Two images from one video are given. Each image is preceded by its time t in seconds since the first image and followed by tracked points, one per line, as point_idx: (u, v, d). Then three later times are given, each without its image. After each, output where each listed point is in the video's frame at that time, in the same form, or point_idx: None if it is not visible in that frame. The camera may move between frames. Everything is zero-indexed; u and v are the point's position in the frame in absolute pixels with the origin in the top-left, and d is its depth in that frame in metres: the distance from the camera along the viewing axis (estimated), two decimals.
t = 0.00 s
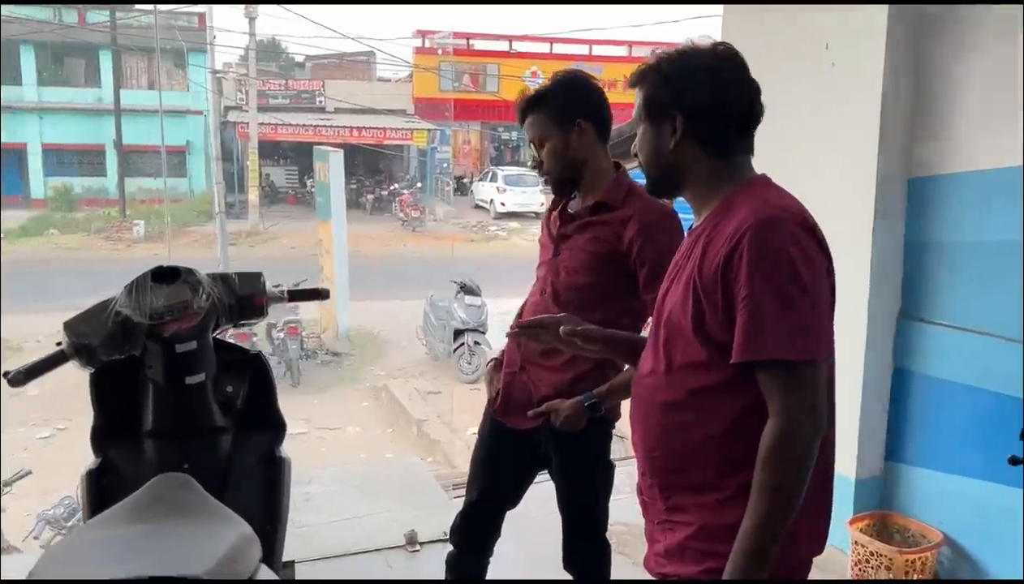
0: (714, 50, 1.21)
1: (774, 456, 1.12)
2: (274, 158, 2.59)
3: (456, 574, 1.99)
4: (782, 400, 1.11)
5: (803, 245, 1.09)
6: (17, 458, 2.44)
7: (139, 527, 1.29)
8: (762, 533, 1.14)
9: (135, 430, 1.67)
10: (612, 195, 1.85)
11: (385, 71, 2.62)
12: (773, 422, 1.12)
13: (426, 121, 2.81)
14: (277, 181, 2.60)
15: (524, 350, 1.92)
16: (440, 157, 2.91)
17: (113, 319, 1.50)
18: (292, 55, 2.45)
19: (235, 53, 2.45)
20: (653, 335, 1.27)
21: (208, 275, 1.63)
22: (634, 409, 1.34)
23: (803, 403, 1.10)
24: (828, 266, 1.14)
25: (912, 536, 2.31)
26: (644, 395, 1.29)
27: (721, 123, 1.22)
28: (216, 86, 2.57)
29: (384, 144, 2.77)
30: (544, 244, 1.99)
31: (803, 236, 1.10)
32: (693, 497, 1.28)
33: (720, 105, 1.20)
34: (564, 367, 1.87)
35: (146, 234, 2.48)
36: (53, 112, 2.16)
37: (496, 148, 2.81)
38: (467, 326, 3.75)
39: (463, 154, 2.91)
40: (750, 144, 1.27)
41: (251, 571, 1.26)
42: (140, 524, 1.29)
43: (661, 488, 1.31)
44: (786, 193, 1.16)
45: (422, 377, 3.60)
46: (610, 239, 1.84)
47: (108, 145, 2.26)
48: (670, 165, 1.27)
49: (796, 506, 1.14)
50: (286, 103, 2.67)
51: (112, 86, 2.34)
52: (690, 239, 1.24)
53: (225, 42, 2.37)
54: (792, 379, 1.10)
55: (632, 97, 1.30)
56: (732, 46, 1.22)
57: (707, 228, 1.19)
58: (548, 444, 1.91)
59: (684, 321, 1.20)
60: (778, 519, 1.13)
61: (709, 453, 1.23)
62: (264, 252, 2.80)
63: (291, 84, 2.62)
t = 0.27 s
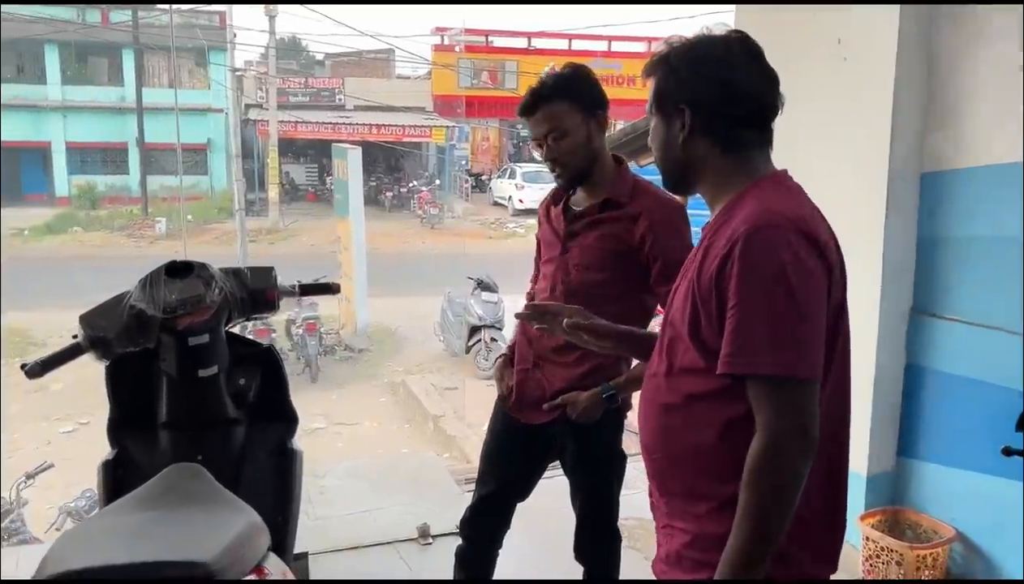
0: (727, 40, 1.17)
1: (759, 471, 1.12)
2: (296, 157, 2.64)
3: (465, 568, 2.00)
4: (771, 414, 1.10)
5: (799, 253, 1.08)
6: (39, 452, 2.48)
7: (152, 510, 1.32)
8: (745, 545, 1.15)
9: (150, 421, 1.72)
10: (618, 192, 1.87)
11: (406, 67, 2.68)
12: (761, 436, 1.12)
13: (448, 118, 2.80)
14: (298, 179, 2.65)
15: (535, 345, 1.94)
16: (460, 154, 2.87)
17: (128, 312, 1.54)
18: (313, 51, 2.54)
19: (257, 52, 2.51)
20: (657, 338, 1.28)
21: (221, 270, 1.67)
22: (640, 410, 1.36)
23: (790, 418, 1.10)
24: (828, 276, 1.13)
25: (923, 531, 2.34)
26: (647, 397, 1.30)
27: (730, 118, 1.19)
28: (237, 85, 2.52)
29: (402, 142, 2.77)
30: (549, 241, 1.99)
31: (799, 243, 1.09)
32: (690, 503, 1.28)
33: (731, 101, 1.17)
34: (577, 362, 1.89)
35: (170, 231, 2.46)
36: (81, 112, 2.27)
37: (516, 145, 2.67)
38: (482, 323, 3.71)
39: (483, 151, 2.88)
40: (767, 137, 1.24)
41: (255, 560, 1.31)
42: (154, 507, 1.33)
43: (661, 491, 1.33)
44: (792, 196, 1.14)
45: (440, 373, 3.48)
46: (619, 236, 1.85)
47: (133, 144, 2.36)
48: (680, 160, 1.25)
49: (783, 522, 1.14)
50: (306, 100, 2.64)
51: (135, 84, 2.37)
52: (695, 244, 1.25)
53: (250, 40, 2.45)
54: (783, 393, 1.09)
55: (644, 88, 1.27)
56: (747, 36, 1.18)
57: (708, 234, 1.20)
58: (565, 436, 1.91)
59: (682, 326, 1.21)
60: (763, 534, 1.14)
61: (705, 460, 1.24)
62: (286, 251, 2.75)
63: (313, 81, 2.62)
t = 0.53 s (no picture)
0: (761, 36, 1.16)
1: (748, 483, 1.11)
2: (308, 154, 2.65)
3: (473, 562, 2.01)
4: (763, 427, 1.09)
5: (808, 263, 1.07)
6: (54, 447, 2.53)
7: (159, 504, 1.34)
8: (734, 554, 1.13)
9: (159, 417, 1.72)
10: (624, 189, 1.88)
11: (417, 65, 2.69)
12: (752, 447, 1.11)
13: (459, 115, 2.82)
14: (310, 176, 2.67)
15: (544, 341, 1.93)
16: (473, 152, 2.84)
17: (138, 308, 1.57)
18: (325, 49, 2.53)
19: (269, 50, 2.49)
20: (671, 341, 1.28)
21: (228, 266, 1.70)
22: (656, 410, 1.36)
23: (783, 431, 1.08)
24: (838, 291, 1.10)
25: (931, 527, 2.35)
26: (657, 400, 1.30)
27: (760, 116, 1.17)
28: (248, 83, 2.55)
29: (414, 139, 2.80)
30: (554, 237, 1.99)
31: (806, 256, 1.07)
32: (695, 508, 1.29)
33: (761, 98, 1.16)
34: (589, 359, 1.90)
35: (181, 228, 2.49)
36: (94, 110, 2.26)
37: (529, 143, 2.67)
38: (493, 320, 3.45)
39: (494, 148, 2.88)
40: (796, 138, 1.21)
41: (261, 553, 1.32)
42: (161, 500, 1.35)
43: (671, 493, 1.33)
44: (808, 207, 1.13)
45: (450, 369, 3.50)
46: (627, 233, 1.87)
47: (143, 139, 2.37)
48: (705, 157, 1.23)
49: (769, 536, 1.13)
50: (317, 98, 2.68)
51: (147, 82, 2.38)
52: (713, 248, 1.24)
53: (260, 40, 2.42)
54: (777, 405, 1.08)
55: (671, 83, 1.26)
56: (781, 32, 1.17)
57: (723, 239, 1.19)
58: (575, 433, 1.92)
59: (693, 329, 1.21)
60: (749, 546, 1.12)
61: (708, 468, 1.24)
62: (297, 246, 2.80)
63: (324, 77, 2.66)
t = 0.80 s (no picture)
0: (759, 29, 1.07)
1: (758, 494, 1.04)
2: (312, 152, 2.66)
3: (474, 558, 2.01)
4: (777, 436, 1.02)
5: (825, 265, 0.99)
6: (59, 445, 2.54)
7: (162, 498, 1.35)
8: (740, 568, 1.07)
9: (162, 413, 1.73)
10: (621, 183, 1.93)
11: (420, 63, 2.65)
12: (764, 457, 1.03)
13: (464, 113, 2.82)
14: (314, 173, 2.63)
15: (544, 337, 1.94)
16: (475, 148, 2.91)
17: (141, 305, 1.58)
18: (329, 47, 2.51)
19: (273, 48, 2.54)
20: (675, 339, 1.21)
21: (232, 263, 1.70)
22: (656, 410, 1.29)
23: (797, 442, 1.01)
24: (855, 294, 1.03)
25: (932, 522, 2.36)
26: (660, 398, 1.23)
27: (764, 116, 1.08)
28: (252, 80, 2.57)
29: (417, 137, 2.81)
30: (550, 234, 1.96)
31: (827, 257, 1.00)
32: (696, 513, 1.22)
33: (762, 95, 1.06)
34: (588, 353, 1.90)
35: (186, 226, 2.54)
36: (99, 108, 2.31)
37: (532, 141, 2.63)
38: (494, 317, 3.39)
39: (497, 145, 2.90)
40: (806, 130, 1.12)
41: (262, 546, 1.33)
42: (163, 495, 1.36)
43: (671, 495, 1.26)
44: (828, 205, 1.05)
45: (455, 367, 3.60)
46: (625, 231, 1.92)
47: (150, 137, 2.34)
48: (707, 159, 1.16)
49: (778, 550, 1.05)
50: (322, 96, 2.70)
51: (151, 79, 2.37)
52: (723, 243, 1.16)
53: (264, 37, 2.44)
54: (791, 413, 1.00)
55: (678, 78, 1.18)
56: (781, 23, 1.07)
57: (736, 234, 1.10)
58: (574, 428, 1.93)
59: (702, 330, 1.13)
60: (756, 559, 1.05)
61: (712, 472, 1.16)
62: (301, 243, 2.77)
63: (327, 76, 2.66)
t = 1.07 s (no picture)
0: (747, 26, 1.07)
1: (767, 493, 1.02)
2: (311, 150, 2.73)
3: (469, 553, 2.02)
4: (781, 432, 1.00)
5: (819, 260, 0.98)
6: (57, 443, 2.53)
7: (157, 493, 1.35)
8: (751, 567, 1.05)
9: (159, 410, 1.74)
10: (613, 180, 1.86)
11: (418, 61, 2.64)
12: (770, 454, 1.01)
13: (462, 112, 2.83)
14: (312, 171, 2.72)
15: (538, 333, 1.94)
16: (473, 146, 2.93)
17: (136, 302, 1.58)
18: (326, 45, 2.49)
19: (271, 46, 2.48)
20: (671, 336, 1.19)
21: (227, 260, 1.70)
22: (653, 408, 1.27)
23: (801, 437, 0.99)
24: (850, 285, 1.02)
25: (927, 518, 2.35)
26: (656, 397, 1.21)
27: (755, 111, 1.08)
28: (250, 79, 2.51)
29: (416, 135, 2.86)
30: (543, 230, 1.96)
31: (820, 250, 0.98)
32: (694, 511, 1.19)
33: (751, 89, 1.06)
34: (581, 349, 1.91)
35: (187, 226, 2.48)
36: (100, 107, 2.30)
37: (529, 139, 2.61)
38: (494, 315, 3.38)
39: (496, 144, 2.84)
40: (797, 127, 1.12)
41: (259, 541, 1.33)
42: (159, 490, 1.36)
43: (669, 493, 1.24)
44: (818, 195, 1.04)
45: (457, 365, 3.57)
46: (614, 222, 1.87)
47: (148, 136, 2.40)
48: (698, 155, 1.16)
49: (793, 550, 1.04)
50: (319, 94, 2.68)
51: (150, 77, 2.39)
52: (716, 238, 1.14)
53: (264, 37, 2.41)
54: (793, 409, 0.98)
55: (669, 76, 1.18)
56: (769, 20, 1.08)
57: (729, 229, 1.09)
58: (566, 424, 1.94)
59: (696, 328, 1.11)
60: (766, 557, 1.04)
61: (712, 469, 1.14)
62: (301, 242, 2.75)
63: (325, 74, 2.63)
